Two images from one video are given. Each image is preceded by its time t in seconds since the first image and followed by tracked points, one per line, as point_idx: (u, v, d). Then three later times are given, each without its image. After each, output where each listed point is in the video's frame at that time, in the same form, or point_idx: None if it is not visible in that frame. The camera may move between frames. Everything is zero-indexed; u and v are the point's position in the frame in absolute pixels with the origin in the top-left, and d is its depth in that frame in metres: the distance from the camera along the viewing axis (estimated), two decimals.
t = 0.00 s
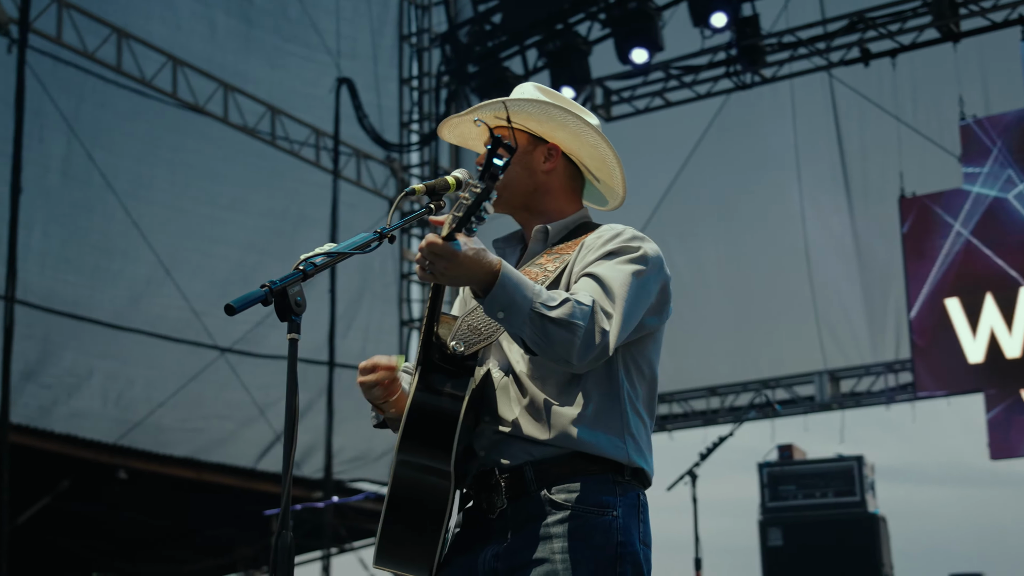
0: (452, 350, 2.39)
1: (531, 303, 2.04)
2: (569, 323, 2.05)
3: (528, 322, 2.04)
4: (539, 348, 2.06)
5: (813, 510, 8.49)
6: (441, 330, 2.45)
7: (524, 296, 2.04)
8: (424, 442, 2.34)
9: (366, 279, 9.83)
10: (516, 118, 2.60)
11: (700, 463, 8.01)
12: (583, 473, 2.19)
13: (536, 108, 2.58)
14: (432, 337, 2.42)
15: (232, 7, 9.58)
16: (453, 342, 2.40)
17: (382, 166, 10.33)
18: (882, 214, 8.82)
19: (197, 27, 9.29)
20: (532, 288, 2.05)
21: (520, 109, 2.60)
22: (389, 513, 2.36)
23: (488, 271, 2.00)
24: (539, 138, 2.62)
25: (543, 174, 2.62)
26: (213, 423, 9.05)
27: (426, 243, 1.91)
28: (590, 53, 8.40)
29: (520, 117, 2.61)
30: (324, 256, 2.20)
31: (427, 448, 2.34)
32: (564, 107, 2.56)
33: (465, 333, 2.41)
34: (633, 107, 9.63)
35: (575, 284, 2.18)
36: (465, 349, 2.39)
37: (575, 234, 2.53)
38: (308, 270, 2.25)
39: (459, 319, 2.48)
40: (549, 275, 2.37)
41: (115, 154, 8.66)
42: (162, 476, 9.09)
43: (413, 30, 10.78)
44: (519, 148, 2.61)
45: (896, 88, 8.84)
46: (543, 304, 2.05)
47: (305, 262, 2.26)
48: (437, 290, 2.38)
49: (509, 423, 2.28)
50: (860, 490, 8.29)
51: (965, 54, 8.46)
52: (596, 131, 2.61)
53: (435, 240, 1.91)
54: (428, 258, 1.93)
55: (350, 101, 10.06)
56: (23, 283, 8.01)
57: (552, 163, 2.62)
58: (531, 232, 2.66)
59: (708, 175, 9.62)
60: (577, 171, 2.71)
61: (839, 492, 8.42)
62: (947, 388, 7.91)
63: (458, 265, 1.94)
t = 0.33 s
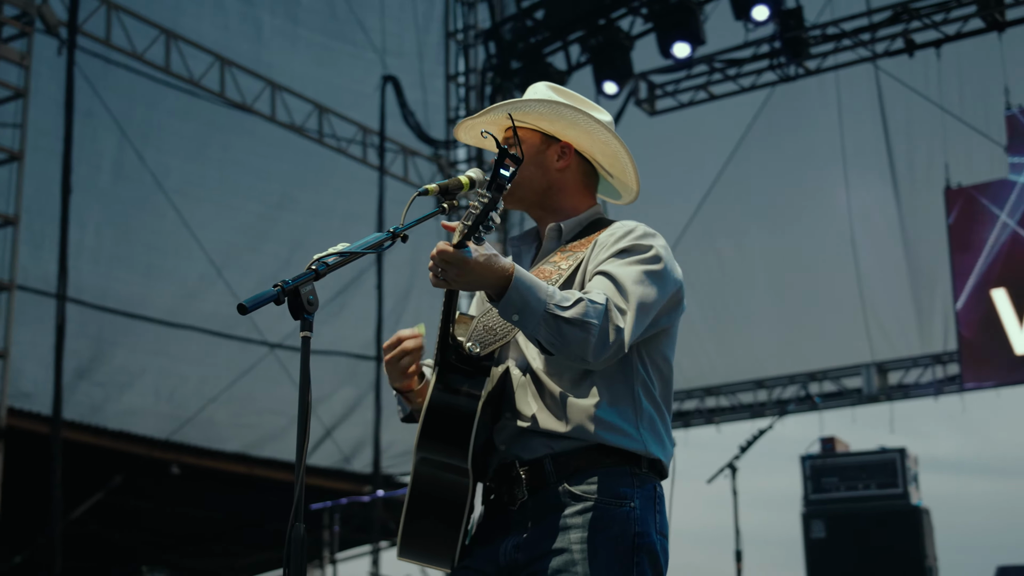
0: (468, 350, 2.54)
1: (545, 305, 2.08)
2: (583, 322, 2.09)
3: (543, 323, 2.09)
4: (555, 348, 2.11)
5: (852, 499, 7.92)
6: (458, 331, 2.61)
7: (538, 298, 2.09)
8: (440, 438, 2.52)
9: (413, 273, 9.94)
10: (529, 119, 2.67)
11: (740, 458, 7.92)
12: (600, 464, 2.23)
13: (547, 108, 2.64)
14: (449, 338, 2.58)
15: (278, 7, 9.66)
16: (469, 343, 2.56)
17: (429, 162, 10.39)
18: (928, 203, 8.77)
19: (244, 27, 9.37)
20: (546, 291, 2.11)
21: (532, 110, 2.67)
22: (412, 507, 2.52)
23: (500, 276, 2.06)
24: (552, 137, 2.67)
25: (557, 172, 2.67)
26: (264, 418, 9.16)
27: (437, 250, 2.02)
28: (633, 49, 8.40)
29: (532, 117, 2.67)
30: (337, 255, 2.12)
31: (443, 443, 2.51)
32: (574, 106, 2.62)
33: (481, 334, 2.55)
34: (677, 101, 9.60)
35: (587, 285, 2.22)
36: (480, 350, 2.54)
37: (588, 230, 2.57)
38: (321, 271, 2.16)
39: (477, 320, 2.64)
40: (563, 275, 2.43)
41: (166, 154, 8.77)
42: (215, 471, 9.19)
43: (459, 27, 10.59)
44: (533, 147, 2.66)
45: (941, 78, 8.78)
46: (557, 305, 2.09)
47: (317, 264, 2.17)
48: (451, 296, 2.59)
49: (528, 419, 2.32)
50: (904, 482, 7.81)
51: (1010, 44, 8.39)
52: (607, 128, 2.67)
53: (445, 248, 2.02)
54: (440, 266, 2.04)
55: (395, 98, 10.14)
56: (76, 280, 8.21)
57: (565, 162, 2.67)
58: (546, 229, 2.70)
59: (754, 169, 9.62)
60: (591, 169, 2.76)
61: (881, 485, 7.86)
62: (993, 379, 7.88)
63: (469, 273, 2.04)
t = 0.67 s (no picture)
0: (477, 357, 2.60)
1: (548, 313, 2.13)
2: (585, 327, 2.14)
3: (547, 329, 2.14)
4: (559, 352, 2.15)
5: (893, 494, 7.90)
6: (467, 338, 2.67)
7: (540, 306, 2.14)
8: (450, 443, 2.56)
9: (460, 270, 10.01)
10: (533, 126, 2.71)
11: (780, 451, 7.92)
12: (609, 461, 2.27)
13: (551, 114, 2.68)
14: (456, 345, 2.63)
15: (324, 7, 9.74)
16: (477, 349, 2.62)
17: (475, 159, 10.45)
18: (974, 195, 8.72)
19: (290, 28, 9.45)
20: (548, 299, 2.15)
21: (536, 117, 2.70)
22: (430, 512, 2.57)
23: (502, 285, 2.11)
24: (557, 142, 2.72)
25: (562, 177, 2.73)
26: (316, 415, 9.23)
27: (438, 262, 2.07)
28: (673, 44, 8.42)
29: (536, 124, 2.71)
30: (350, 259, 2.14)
31: (454, 447, 2.56)
32: (580, 112, 2.66)
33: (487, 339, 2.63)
34: (720, 97, 9.62)
35: (587, 289, 2.27)
36: (489, 356, 2.60)
37: (593, 233, 2.66)
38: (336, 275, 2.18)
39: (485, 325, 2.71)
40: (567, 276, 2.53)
41: (215, 154, 8.88)
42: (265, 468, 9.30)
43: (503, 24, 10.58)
44: (537, 152, 2.71)
45: (985, 68, 8.71)
46: (559, 312, 2.14)
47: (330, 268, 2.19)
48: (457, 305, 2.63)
49: (538, 419, 2.39)
50: (946, 476, 7.74)
51: None
52: (611, 131, 2.72)
53: (445, 259, 2.07)
54: (441, 277, 2.09)
55: (439, 96, 10.20)
56: (127, 280, 8.33)
57: (570, 166, 2.73)
58: (551, 230, 2.78)
59: (802, 162, 9.56)
60: (595, 171, 2.81)
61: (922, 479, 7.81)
62: None
63: (470, 283, 2.08)
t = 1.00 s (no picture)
0: (489, 362, 2.65)
1: (555, 322, 2.21)
2: (593, 335, 2.21)
3: (553, 339, 2.22)
4: (568, 360, 2.22)
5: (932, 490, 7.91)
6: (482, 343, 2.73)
7: (548, 316, 2.21)
8: (463, 448, 2.58)
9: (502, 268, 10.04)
10: (580, 125, 2.83)
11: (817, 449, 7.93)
12: (623, 464, 2.31)
13: (602, 118, 2.81)
14: (470, 350, 2.68)
15: (364, 9, 9.82)
16: (489, 355, 2.67)
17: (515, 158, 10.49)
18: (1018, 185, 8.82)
19: (331, 30, 9.53)
20: (555, 309, 2.22)
21: (586, 116, 2.83)
22: (448, 516, 2.61)
23: (510, 295, 2.19)
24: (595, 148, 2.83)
25: (589, 181, 2.79)
26: (360, 414, 9.27)
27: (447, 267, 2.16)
28: (712, 42, 8.42)
29: (583, 124, 2.83)
30: (366, 268, 2.22)
31: (466, 452, 2.58)
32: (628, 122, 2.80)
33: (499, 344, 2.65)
34: (760, 92, 9.70)
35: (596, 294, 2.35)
36: (500, 362, 2.65)
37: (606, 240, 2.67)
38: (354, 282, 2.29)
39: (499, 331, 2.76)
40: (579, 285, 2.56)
41: (259, 155, 8.97)
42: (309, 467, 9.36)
43: (544, 22, 10.63)
44: (573, 151, 2.80)
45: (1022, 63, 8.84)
46: (567, 322, 2.22)
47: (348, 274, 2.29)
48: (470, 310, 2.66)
49: (551, 422, 2.44)
50: (985, 473, 7.82)
51: None
52: (644, 148, 2.86)
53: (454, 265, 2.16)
54: (450, 281, 2.17)
55: (479, 96, 10.26)
56: (173, 281, 8.42)
57: (599, 173, 2.79)
58: (566, 235, 2.80)
59: (845, 161, 9.56)
60: (620, 182, 2.93)
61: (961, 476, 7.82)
62: None
63: (478, 287, 2.17)
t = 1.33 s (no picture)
0: (514, 354, 2.68)
1: (581, 315, 2.23)
2: (617, 329, 2.23)
3: (578, 332, 2.23)
4: (590, 354, 2.25)
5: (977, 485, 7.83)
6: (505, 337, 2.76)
7: (574, 308, 2.23)
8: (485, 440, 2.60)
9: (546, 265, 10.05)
10: (597, 129, 2.81)
11: (859, 443, 7.87)
12: (642, 461, 2.34)
13: (618, 119, 2.78)
14: (496, 343, 2.71)
15: (407, 7, 9.86)
16: (514, 348, 2.70)
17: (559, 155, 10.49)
18: None
19: (373, 30, 9.59)
20: (580, 302, 2.24)
21: (602, 119, 2.81)
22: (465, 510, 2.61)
23: (536, 285, 2.21)
24: (614, 149, 2.82)
25: (613, 182, 2.80)
26: (407, 411, 9.27)
27: (476, 252, 2.20)
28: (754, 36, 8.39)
29: (599, 127, 2.82)
30: (385, 267, 2.35)
31: (488, 445, 2.60)
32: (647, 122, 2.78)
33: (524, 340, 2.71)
34: (804, 87, 9.72)
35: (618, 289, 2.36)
36: (525, 354, 2.68)
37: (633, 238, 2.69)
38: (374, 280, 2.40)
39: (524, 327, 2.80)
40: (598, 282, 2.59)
41: (303, 154, 9.03)
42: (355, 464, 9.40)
43: (586, 19, 10.54)
44: (593, 158, 2.79)
45: None
46: (592, 314, 2.24)
47: (366, 275, 2.41)
48: (496, 303, 2.71)
49: (572, 418, 2.47)
50: None
51: None
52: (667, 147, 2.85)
53: (483, 250, 2.19)
54: (480, 265, 2.20)
55: (522, 93, 10.27)
56: (219, 279, 8.49)
57: (622, 173, 2.80)
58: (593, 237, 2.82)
59: (889, 156, 9.52)
60: (640, 177, 2.92)
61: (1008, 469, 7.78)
62: None
63: (503, 276, 2.19)
